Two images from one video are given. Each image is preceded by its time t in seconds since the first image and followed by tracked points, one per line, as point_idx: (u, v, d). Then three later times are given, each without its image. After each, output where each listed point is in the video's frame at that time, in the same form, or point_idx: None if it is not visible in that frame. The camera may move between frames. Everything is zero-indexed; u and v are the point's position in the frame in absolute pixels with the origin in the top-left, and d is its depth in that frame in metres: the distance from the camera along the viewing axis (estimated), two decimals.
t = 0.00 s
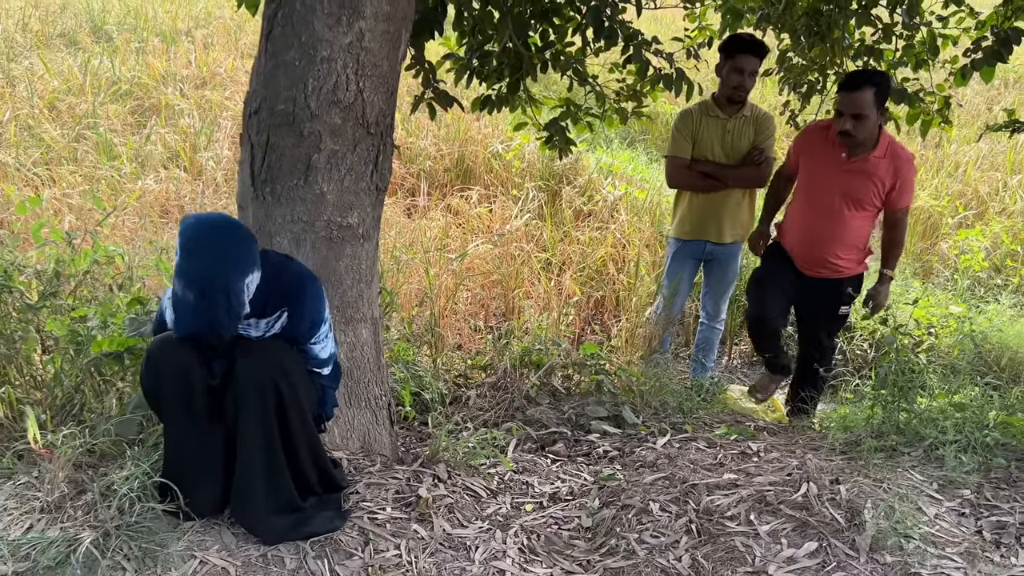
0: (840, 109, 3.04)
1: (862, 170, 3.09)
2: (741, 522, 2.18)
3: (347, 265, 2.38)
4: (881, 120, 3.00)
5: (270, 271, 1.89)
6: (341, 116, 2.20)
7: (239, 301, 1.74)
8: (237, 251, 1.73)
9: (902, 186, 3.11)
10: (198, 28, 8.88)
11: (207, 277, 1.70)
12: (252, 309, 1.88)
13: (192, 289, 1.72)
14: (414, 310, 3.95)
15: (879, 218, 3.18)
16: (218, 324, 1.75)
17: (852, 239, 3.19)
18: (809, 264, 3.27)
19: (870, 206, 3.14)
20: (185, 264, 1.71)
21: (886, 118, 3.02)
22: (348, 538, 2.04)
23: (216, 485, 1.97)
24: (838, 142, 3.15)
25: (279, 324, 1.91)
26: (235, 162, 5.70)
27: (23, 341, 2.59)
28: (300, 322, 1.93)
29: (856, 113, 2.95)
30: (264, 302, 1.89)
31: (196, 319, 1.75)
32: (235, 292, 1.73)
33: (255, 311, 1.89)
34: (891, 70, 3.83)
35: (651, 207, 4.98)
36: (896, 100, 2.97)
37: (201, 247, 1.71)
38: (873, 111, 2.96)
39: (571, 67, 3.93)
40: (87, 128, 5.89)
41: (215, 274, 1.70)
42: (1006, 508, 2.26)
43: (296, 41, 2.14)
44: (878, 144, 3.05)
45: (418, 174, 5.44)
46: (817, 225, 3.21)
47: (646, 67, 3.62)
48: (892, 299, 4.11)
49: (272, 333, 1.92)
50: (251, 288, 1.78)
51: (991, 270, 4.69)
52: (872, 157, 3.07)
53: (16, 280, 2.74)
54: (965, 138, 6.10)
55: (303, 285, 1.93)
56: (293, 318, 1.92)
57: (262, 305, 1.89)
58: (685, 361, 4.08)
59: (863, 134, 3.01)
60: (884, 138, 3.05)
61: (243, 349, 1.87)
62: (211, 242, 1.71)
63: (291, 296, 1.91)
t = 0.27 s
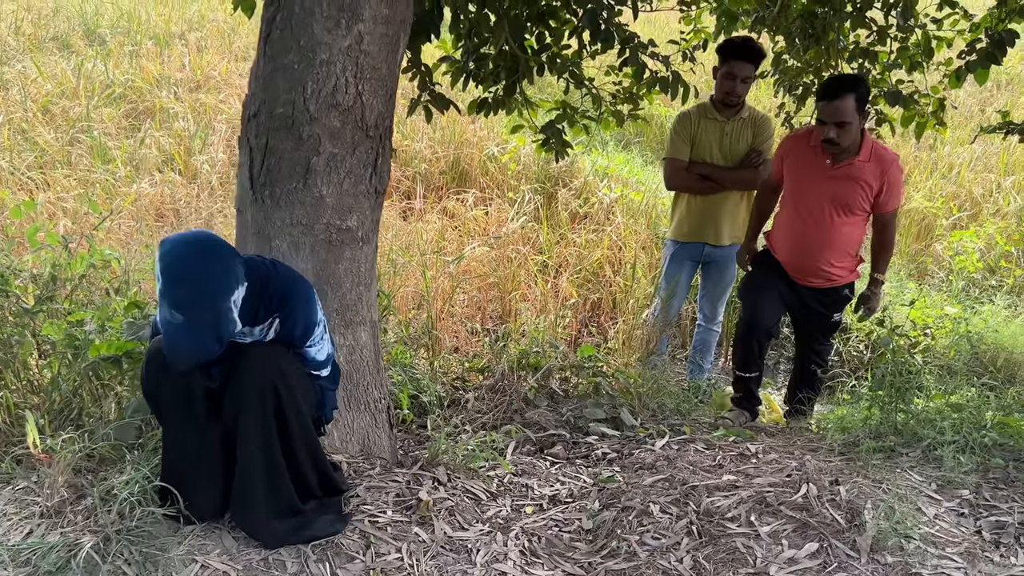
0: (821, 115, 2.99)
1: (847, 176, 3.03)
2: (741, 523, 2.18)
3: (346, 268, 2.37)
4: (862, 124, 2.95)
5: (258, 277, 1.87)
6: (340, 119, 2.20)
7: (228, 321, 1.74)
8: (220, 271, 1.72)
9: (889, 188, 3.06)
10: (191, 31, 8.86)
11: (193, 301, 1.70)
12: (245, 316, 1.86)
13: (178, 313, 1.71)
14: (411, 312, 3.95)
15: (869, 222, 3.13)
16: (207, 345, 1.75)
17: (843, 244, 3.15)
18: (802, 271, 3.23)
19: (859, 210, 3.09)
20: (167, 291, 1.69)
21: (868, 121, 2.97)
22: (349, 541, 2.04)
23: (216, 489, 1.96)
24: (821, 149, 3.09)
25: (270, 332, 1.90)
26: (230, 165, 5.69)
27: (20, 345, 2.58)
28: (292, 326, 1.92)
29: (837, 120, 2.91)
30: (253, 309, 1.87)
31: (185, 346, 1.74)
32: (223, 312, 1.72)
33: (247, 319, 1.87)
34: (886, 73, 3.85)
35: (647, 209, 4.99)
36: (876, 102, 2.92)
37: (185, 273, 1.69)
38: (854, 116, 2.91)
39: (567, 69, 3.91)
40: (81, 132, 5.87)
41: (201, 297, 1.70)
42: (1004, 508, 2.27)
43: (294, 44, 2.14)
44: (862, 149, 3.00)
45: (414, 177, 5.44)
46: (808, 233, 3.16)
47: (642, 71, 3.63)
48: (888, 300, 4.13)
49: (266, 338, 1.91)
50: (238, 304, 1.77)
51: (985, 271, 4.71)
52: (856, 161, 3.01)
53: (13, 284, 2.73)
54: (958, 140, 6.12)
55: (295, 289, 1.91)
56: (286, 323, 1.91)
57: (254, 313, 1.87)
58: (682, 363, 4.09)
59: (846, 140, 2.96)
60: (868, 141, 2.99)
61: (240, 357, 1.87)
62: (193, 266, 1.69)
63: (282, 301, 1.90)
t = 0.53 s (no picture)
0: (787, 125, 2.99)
1: (821, 184, 3.02)
2: (743, 527, 2.19)
3: (346, 273, 2.37)
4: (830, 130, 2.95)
5: (255, 281, 1.86)
6: (341, 124, 2.20)
7: (223, 323, 1.73)
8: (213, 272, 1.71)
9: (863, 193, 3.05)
10: (185, 35, 8.85)
11: (187, 303, 1.69)
12: (243, 322, 1.86)
13: (173, 318, 1.70)
14: (409, 317, 3.94)
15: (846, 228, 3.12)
16: (205, 349, 1.74)
17: (824, 254, 3.12)
18: (786, 284, 3.19)
19: (836, 217, 3.07)
20: (161, 296, 1.69)
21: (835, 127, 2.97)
22: (351, 547, 2.04)
23: (217, 496, 1.95)
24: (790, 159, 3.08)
25: (270, 336, 1.89)
26: (226, 170, 5.68)
27: (18, 351, 2.57)
28: (291, 331, 1.90)
29: (805, 129, 2.91)
30: (252, 313, 1.86)
31: (181, 352, 1.73)
32: (218, 313, 1.71)
33: (245, 325, 1.86)
34: (881, 77, 3.86)
35: (643, 214, 5.00)
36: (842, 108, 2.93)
37: (178, 278, 1.69)
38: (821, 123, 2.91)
39: (564, 74, 3.89)
40: (76, 137, 5.86)
41: (195, 299, 1.69)
42: (1005, 511, 2.27)
43: (295, 49, 2.14)
44: (832, 156, 2.99)
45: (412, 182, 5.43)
46: (788, 244, 3.13)
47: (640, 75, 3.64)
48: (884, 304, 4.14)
49: (265, 343, 1.90)
50: (234, 306, 1.76)
51: (981, 274, 4.73)
52: (828, 168, 3.01)
53: (10, 289, 2.72)
54: (952, 144, 6.15)
55: (293, 294, 1.90)
56: (285, 327, 1.90)
57: (251, 318, 1.86)
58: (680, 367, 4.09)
59: (816, 148, 2.96)
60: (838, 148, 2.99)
61: (241, 363, 1.87)
62: (186, 269, 1.69)
63: (280, 306, 1.89)
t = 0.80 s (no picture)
0: (760, 101, 2.97)
1: (801, 161, 2.98)
2: (746, 533, 2.19)
3: (349, 279, 2.37)
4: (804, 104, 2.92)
5: (256, 287, 1.85)
6: (344, 130, 2.20)
7: (225, 328, 1.72)
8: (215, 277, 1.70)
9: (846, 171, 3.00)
10: (182, 40, 8.85)
11: (189, 309, 1.68)
12: (244, 328, 1.85)
13: (174, 324, 1.68)
14: (408, 322, 3.94)
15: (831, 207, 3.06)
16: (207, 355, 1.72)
17: (810, 233, 3.06)
18: (771, 266, 3.15)
19: (819, 196, 3.02)
20: (163, 302, 1.67)
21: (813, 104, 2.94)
22: (355, 554, 2.03)
23: (220, 503, 1.95)
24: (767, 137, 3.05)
25: (272, 343, 1.88)
26: (224, 175, 5.68)
27: (18, 358, 2.56)
28: (293, 337, 1.90)
29: (776, 103, 2.89)
30: (253, 319, 1.85)
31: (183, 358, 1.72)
32: (219, 317, 1.70)
33: (246, 331, 1.85)
34: (879, 84, 3.88)
35: (642, 219, 5.01)
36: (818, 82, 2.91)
37: (179, 282, 1.67)
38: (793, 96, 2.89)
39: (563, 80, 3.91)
40: (73, 142, 5.85)
41: (197, 305, 1.68)
42: (1006, 516, 2.28)
43: (298, 56, 2.15)
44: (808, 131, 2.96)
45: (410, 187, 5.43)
46: (771, 225, 3.09)
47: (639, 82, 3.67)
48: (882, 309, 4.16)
49: (267, 350, 1.89)
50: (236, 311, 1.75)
51: (978, 279, 4.75)
52: (808, 145, 2.97)
53: (10, 296, 2.72)
54: (949, 149, 6.18)
55: (294, 299, 1.90)
56: (287, 334, 1.89)
57: (253, 324, 1.85)
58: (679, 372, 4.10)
59: (789, 122, 2.94)
60: (816, 124, 2.96)
61: (243, 370, 1.87)
62: (188, 276, 1.68)
63: (281, 312, 1.88)
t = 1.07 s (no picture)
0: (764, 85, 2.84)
1: (801, 150, 2.81)
2: (751, 544, 2.19)
3: (354, 288, 2.38)
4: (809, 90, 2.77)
5: (262, 296, 1.86)
6: (350, 140, 2.21)
7: (231, 334, 1.72)
8: (221, 284, 1.70)
9: (848, 166, 2.84)
10: (185, 47, 8.87)
11: (195, 315, 1.68)
12: (249, 335, 1.85)
13: (180, 328, 1.68)
14: (411, 330, 3.95)
15: (830, 203, 2.89)
16: (210, 359, 1.72)
17: (804, 228, 2.89)
18: (762, 263, 2.98)
19: (818, 190, 2.85)
20: (169, 308, 1.68)
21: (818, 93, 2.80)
22: (360, 564, 2.03)
23: (225, 512, 1.95)
24: (768, 124, 2.89)
25: (278, 351, 1.88)
26: (227, 182, 5.69)
27: (23, 366, 2.56)
28: (298, 346, 1.90)
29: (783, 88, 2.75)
30: (259, 327, 1.86)
31: (188, 363, 1.72)
32: (225, 323, 1.70)
33: (252, 338, 1.85)
34: (881, 94, 3.89)
35: (644, 227, 5.02)
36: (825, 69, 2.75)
37: (185, 287, 1.67)
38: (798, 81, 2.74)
39: (567, 89, 3.96)
40: (76, 149, 5.86)
41: (203, 311, 1.68)
42: (1010, 527, 2.28)
43: (305, 66, 2.16)
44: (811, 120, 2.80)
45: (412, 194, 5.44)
46: (765, 217, 2.92)
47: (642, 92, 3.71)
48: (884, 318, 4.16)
49: (273, 359, 1.89)
50: (241, 318, 1.75)
51: (980, 288, 4.76)
52: (809, 135, 2.81)
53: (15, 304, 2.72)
54: (950, 158, 6.20)
55: (300, 308, 1.90)
56: (292, 342, 1.90)
57: (258, 332, 1.86)
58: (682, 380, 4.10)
59: (792, 109, 2.79)
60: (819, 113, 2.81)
61: (249, 379, 1.87)
62: (195, 282, 1.67)
63: (286, 320, 1.88)
